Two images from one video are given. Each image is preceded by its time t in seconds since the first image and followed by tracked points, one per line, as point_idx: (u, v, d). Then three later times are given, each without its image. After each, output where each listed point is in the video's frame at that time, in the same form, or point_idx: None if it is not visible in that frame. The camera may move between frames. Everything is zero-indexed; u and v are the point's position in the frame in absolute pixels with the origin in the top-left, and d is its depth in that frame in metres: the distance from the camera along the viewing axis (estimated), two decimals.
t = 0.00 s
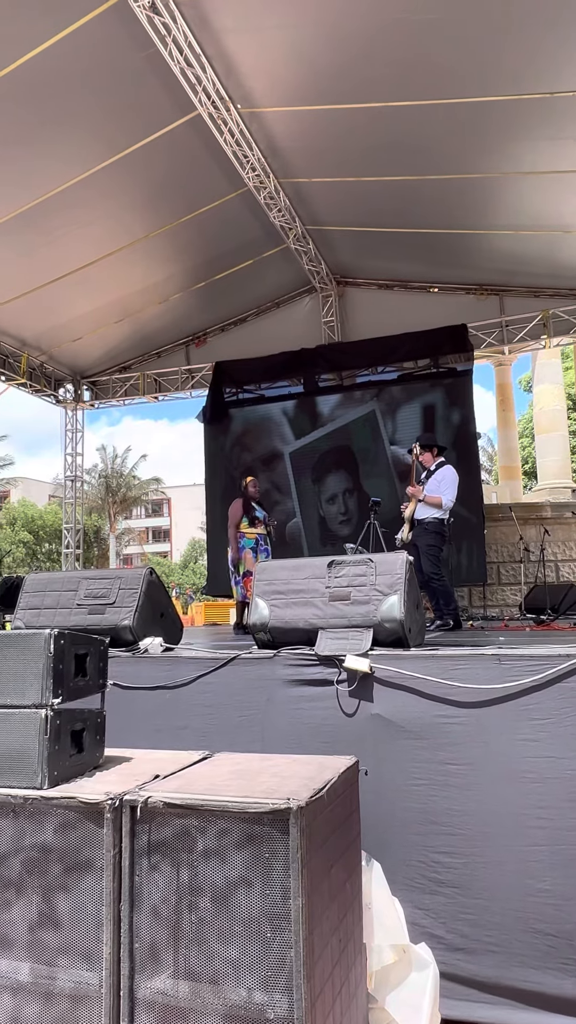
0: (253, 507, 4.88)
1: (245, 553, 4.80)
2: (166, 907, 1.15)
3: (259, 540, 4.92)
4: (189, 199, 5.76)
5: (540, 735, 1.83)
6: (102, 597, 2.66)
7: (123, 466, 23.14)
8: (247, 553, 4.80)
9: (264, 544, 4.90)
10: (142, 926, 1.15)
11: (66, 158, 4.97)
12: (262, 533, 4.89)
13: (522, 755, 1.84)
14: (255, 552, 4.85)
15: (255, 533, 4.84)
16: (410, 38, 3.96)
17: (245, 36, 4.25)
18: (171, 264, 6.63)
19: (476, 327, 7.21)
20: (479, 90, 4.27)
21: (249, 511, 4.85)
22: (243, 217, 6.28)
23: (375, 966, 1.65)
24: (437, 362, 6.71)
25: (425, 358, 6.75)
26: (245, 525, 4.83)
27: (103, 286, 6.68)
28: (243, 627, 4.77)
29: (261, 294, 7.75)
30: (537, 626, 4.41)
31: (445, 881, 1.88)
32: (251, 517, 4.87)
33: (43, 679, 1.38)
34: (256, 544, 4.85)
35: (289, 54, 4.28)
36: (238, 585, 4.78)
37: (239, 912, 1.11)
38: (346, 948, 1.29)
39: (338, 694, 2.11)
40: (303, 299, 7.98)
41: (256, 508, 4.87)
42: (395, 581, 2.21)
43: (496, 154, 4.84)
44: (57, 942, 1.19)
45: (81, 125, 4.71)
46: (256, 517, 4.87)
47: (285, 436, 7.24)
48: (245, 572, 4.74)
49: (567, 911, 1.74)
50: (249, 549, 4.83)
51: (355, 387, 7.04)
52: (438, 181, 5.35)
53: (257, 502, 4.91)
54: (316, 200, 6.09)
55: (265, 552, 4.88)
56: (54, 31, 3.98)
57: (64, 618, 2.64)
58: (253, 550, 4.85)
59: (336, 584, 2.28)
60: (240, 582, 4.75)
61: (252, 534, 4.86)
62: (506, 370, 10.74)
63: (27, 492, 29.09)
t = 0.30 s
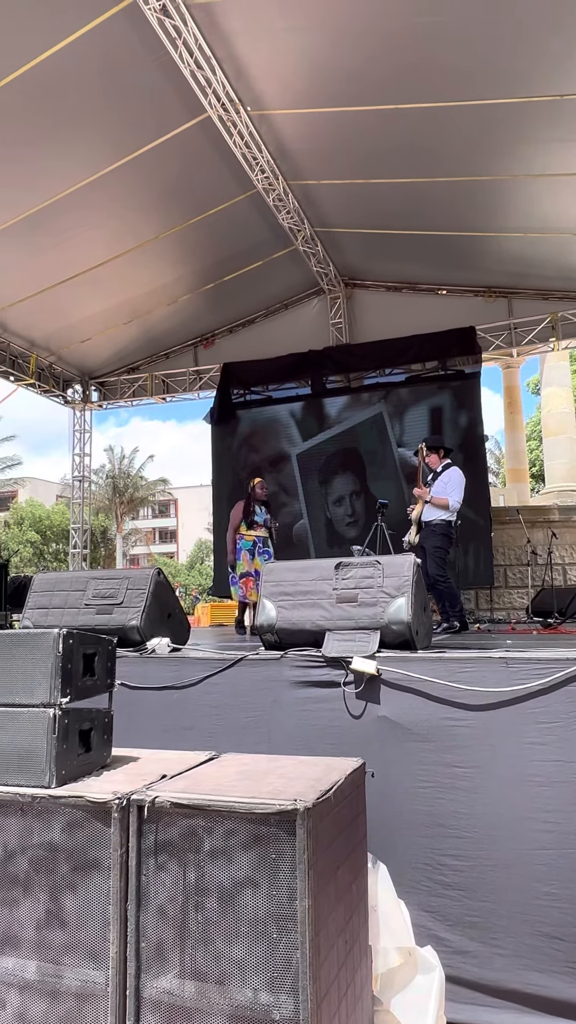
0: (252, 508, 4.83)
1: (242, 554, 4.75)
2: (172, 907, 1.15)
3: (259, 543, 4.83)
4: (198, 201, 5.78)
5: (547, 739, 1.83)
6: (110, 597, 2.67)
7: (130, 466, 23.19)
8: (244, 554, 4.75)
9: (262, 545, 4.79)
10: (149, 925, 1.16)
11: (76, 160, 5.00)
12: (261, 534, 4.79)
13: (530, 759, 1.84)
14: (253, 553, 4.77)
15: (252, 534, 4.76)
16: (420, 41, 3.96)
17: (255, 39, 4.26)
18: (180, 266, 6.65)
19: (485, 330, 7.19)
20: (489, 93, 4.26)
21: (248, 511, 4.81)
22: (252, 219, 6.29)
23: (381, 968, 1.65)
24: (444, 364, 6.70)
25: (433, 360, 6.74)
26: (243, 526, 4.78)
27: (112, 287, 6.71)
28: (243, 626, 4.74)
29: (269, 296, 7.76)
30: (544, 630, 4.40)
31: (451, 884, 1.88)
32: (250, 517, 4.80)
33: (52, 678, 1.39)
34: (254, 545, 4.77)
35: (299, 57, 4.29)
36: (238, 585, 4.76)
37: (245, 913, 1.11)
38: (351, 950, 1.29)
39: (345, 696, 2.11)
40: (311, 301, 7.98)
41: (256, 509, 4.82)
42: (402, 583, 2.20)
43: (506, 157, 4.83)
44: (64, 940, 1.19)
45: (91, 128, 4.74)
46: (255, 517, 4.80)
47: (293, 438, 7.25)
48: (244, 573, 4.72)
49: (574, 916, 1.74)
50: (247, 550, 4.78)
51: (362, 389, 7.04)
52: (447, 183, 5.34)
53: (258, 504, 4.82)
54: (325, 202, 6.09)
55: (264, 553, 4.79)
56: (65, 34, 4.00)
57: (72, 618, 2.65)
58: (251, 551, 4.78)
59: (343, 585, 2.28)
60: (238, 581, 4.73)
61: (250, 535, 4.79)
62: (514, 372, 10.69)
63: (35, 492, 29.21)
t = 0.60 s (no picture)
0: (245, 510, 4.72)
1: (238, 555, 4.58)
2: (175, 907, 1.15)
3: (255, 543, 4.68)
4: (205, 203, 5.79)
5: (552, 744, 1.82)
6: (115, 597, 2.68)
7: (135, 467, 23.22)
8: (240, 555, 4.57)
9: (258, 545, 4.62)
10: (151, 926, 1.16)
11: (84, 161, 5.01)
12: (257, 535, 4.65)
13: (534, 764, 1.83)
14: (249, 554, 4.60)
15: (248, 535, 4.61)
16: (428, 42, 3.96)
17: (263, 41, 4.26)
18: (186, 267, 6.66)
19: (491, 332, 7.18)
20: (497, 94, 4.26)
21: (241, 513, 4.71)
22: (259, 221, 6.30)
23: (383, 971, 1.64)
24: (451, 366, 6.69)
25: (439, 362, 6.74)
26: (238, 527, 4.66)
27: (119, 288, 6.72)
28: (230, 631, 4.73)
29: (275, 297, 7.76)
30: (548, 632, 4.40)
31: (454, 887, 1.87)
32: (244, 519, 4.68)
33: (56, 678, 1.39)
34: (249, 545, 4.60)
35: (307, 59, 4.30)
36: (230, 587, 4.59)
37: (248, 914, 1.11)
38: (354, 952, 1.28)
39: (349, 698, 2.10)
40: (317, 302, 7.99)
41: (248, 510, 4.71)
42: (407, 585, 2.20)
43: (513, 159, 4.83)
44: (67, 939, 1.19)
45: (99, 129, 4.76)
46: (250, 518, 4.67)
47: (298, 439, 7.25)
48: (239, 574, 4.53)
49: None
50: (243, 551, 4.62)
51: (368, 390, 7.03)
52: (453, 186, 5.34)
53: (250, 504, 4.72)
54: (332, 204, 6.10)
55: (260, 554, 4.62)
56: (73, 35, 4.02)
57: (77, 618, 2.66)
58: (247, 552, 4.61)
59: (348, 587, 2.27)
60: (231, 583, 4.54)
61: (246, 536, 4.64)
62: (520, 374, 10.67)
63: (41, 491, 29.30)
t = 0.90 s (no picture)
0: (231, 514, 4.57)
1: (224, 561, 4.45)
2: (177, 908, 1.16)
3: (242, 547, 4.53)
4: (213, 204, 5.81)
5: (556, 748, 1.81)
6: (120, 598, 2.68)
7: (140, 467, 23.27)
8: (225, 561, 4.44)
9: (243, 548, 4.48)
10: (153, 926, 1.16)
11: (92, 162, 5.03)
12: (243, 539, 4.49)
13: (538, 768, 1.82)
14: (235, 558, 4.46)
15: (234, 540, 4.47)
16: (437, 46, 3.96)
17: (272, 43, 4.27)
18: (193, 268, 6.68)
19: (497, 336, 7.17)
20: (505, 98, 4.25)
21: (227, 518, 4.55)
22: (266, 223, 6.31)
23: (385, 974, 1.64)
24: (457, 369, 6.69)
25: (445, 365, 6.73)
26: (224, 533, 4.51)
27: (126, 289, 6.75)
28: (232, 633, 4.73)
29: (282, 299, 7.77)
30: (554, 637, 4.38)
31: (456, 891, 1.87)
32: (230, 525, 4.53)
33: (61, 677, 1.40)
34: (235, 548, 4.45)
35: (315, 62, 4.31)
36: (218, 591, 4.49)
37: (250, 915, 1.11)
38: (356, 955, 1.28)
39: (353, 701, 2.10)
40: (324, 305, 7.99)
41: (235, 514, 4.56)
42: (411, 588, 2.19)
43: (522, 162, 4.82)
44: (70, 938, 1.20)
45: (108, 131, 4.77)
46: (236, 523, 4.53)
47: (304, 441, 7.25)
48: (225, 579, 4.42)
49: None
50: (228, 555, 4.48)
51: (374, 393, 7.03)
52: (461, 188, 5.33)
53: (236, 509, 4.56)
54: (339, 206, 6.10)
55: (247, 557, 4.47)
56: (83, 37, 4.04)
57: (82, 618, 2.67)
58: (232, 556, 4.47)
59: (352, 590, 2.27)
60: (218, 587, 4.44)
61: (231, 542, 4.49)
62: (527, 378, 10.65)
63: (46, 490, 29.38)
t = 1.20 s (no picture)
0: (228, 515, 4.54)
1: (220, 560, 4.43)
2: (178, 908, 1.16)
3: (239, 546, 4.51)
4: (218, 205, 5.81)
5: (559, 752, 1.80)
6: (122, 598, 2.68)
7: (143, 467, 23.28)
8: (220, 560, 4.42)
9: (240, 548, 4.46)
10: (155, 926, 1.16)
11: (97, 163, 5.04)
12: (240, 539, 4.48)
13: (539, 771, 1.82)
14: (231, 558, 4.44)
15: (231, 540, 4.46)
16: (442, 48, 3.96)
17: (278, 45, 4.28)
18: (197, 269, 6.68)
19: (502, 338, 7.16)
20: (511, 100, 4.25)
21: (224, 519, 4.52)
22: (270, 224, 6.31)
23: (386, 975, 1.63)
24: (461, 371, 6.68)
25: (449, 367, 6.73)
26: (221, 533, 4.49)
27: (130, 290, 6.76)
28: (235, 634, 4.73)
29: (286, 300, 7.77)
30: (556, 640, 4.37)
31: (458, 894, 1.87)
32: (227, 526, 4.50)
33: (64, 676, 1.40)
34: (232, 548, 4.44)
35: (321, 64, 4.31)
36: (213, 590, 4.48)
37: (252, 915, 1.11)
38: (357, 957, 1.28)
39: (355, 702, 2.10)
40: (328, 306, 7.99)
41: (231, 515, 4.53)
42: (414, 590, 2.18)
43: (527, 165, 4.82)
44: (70, 938, 1.20)
45: (113, 131, 4.79)
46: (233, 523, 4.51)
47: (307, 442, 7.25)
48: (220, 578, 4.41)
49: None
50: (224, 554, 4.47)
51: (377, 394, 7.03)
52: (465, 191, 5.33)
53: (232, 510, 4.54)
54: (344, 208, 6.10)
55: (243, 557, 4.46)
56: (89, 38, 4.05)
57: (84, 618, 2.67)
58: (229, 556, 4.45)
59: (355, 591, 2.26)
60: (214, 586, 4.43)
61: (228, 542, 4.47)
62: (531, 380, 10.64)
63: (49, 489, 29.44)
